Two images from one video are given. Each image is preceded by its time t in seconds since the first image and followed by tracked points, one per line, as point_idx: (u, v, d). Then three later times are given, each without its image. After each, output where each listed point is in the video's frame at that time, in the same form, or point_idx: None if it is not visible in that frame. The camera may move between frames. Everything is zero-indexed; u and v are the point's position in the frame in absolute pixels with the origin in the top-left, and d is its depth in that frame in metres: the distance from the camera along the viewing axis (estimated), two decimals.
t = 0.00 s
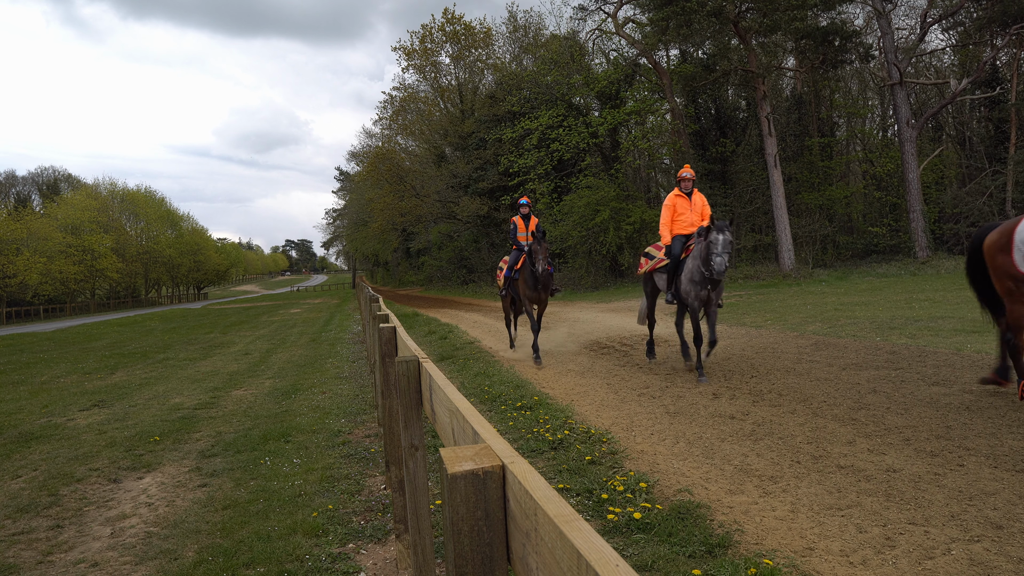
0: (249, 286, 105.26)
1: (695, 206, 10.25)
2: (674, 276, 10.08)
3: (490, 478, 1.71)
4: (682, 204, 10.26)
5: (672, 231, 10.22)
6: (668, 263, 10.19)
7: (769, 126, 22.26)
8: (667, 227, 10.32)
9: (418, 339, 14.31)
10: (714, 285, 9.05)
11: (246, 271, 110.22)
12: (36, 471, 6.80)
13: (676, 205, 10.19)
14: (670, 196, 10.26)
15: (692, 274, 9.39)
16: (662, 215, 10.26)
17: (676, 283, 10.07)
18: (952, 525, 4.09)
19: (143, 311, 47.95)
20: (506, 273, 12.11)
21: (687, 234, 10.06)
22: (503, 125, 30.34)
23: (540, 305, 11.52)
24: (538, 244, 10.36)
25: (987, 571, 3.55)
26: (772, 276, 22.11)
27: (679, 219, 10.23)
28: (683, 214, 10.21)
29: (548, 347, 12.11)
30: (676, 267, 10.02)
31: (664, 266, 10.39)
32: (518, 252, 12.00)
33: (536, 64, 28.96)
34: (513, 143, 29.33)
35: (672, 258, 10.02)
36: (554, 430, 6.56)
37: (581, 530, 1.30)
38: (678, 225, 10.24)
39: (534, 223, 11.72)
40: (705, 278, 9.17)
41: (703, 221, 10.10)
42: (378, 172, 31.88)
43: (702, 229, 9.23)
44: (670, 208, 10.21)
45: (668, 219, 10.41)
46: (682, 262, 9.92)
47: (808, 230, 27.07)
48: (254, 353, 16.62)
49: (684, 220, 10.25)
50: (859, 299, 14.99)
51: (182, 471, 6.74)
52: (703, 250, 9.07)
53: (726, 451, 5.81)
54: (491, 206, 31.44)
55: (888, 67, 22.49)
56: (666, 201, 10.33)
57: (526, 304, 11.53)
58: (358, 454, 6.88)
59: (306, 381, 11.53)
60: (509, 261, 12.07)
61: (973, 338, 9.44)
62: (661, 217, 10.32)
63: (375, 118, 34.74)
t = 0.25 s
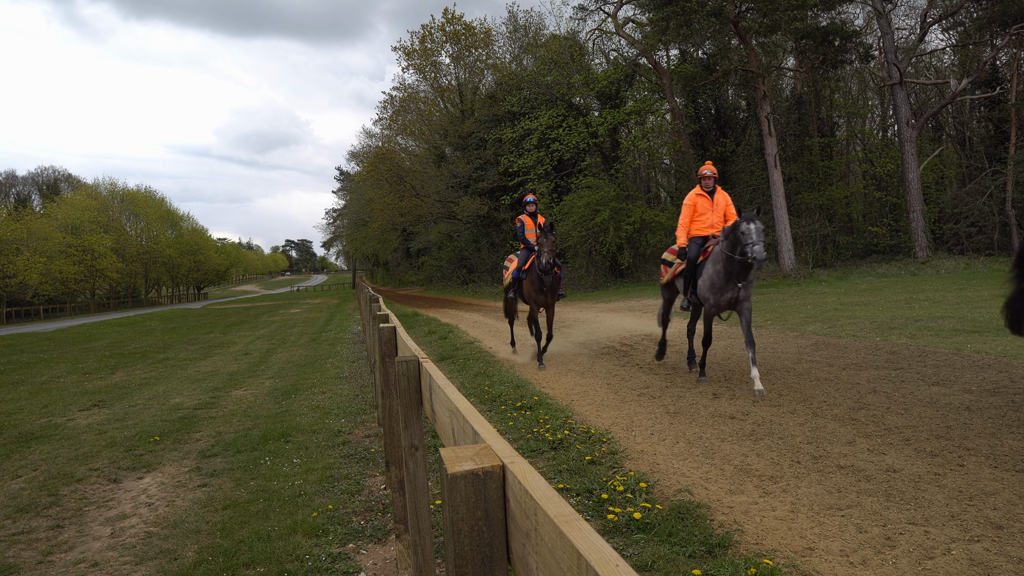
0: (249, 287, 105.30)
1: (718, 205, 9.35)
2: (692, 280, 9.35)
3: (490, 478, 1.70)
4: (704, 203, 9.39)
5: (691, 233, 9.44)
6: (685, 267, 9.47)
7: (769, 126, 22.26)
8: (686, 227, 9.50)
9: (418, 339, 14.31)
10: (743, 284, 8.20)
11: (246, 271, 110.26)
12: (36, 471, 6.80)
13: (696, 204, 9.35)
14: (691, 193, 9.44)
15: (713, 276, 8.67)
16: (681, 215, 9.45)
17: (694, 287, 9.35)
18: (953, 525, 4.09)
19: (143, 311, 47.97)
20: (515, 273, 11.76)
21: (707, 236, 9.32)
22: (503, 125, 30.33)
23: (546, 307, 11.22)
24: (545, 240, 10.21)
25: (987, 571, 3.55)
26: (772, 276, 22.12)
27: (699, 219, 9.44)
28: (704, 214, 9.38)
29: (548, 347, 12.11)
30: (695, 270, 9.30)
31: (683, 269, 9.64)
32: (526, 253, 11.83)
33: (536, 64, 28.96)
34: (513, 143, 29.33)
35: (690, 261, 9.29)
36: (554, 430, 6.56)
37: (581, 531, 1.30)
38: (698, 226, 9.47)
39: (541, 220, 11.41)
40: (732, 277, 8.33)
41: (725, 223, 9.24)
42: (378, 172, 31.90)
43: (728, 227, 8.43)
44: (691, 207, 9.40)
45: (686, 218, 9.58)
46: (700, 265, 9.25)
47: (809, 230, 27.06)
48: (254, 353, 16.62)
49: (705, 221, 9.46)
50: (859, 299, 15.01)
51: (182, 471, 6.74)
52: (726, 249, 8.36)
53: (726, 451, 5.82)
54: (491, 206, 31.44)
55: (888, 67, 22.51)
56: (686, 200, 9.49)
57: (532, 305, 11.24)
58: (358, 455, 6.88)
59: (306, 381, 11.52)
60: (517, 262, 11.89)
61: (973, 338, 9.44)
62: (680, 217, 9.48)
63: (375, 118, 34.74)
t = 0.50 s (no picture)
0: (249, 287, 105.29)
1: (740, 196, 8.91)
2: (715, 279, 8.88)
3: (490, 478, 1.70)
4: (724, 194, 8.96)
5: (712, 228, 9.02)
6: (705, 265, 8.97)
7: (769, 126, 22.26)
8: (706, 221, 9.10)
9: (418, 339, 14.31)
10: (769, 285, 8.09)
11: (246, 271, 110.30)
12: (36, 471, 6.80)
13: (717, 195, 8.92)
14: (710, 185, 9.02)
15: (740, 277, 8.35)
16: (701, 207, 9.06)
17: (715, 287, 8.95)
18: (952, 525, 4.09)
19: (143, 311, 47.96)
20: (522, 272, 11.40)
21: (729, 229, 8.86)
22: (503, 125, 30.31)
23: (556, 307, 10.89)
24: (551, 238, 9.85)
25: (987, 571, 3.55)
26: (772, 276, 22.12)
27: (721, 211, 9.00)
28: (725, 206, 8.94)
29: (548, 347, 12.10)
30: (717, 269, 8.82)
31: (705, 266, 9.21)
32: (533, 251, 11.49)
33: (536, 64, 28.95)
34: (513, 143, 29.32)
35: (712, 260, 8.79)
36: (554, 430, 6.56)
37: (581, 531, 1.30)
38: (718, 218, 9.03)
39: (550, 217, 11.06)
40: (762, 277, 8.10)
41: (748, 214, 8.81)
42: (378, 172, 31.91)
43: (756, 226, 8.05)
44: (711, 200, 9.01)
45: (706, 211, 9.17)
46: (722, 264, 8.75)
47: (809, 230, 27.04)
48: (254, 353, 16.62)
49: (726, 213, 8.99)
50: (859, 299, 15.01)
51: (182, 471, 6.74)
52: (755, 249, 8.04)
53: (726, 451, 5.82)
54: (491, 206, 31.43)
55: (888, 67, 22.51)
56: (706, 191, 9.07)
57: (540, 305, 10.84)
58: (358, 455, 6.87)
59: (306, 381, 11.51)
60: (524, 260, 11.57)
61: (973, 339, 9.44)
62: (699, 210, 9.11)
63: (375, 118, 34.73)
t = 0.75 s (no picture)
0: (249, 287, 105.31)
1: (761, 196, 8.43)
2: (734, 280, 8.32)
3: (490, 478, 1.70)
4: (746, 192, 8.41)
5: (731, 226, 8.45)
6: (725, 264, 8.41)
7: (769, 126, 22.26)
8: (724, 219, 8.53)
9: (418, 339, 14.30)
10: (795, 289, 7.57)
11: (246, 271, 110.32)
12: (36, 471, 6.80)
13: (740, 194, 8.36)
14: (732, 181, 8.42)
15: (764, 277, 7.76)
16: (721, 205, 8.44)
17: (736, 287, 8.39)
18: (952, 525, 4.09)
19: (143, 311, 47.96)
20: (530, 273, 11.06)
21: (750, 230, 8.36)
22: (503, 125, 30.29)
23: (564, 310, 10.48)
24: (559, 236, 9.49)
25: (987, 571, 3.55)
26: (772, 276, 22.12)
27: (739, 210, 8.47)
28: (746, 206, 8.43)
29: (548, 347, 12.09)
30: (738, 270, 8.25)
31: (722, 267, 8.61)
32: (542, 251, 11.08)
33: (536, 64, 28.93)
34: (513, 143, 29.32)
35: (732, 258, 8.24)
36: (554, 430, 6.56)
37: (581, 530, 1.30)
38: (738, 218, 8.49)
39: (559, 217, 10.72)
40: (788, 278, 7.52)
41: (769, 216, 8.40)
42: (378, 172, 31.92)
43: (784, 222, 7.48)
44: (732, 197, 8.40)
45: (724, 209, 8.59)
46: (743, 263, 8.19)
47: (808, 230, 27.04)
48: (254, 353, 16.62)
49: (745, 213, 8.49)
50: (859, 299, 15.00)
51: (182, 471, 6.75)
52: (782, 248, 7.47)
53: (725, 451, 5.82)
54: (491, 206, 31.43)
55: (888, 67, 22.51)
56: (726, 187, 8.45)
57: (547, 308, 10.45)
58: (358, 455, 6.87)
59: (306, 381, 11.49)
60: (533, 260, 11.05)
61: (973, 339, 9.44)
62: (718, 206, 8.50)
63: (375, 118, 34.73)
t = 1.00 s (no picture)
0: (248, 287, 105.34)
1: (789, 191, 7.93)
2: (763, 282, 7.82)
3: (490, 478, 1.70)
4: (773, 188, 7.92)
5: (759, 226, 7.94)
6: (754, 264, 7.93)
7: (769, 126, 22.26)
8: (752, 219, 8.00)
9: (418, 339, 14.29)
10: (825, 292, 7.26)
11: (246, 271, 110.35)
12: (36, 471, 6.80)
13: (766, 190, 7.86)
14: (756, 178, 7.94)
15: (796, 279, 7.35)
16: (748, 204, 7.91)
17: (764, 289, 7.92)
18: (952, 525, 4.09)
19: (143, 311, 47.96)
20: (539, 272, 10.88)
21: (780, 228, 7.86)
22: (503, 125, 30.27)
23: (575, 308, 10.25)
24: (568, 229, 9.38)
25: (987, 571, 3.55)
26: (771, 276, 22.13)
27: (768, 207, 7.94)
28: (775, 202, 7.91)
29: (549, 348, 12.08)
30: (769, 272, 7.74)
31: (749, 269, 8.11)
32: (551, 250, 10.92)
33: (536, 64, 28.92)
34: (513, 143, 29.32)
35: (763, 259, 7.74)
36: (554, 430, 6.56)
37: (581, 530, 1.30)
38: (767, 217, 7.96)
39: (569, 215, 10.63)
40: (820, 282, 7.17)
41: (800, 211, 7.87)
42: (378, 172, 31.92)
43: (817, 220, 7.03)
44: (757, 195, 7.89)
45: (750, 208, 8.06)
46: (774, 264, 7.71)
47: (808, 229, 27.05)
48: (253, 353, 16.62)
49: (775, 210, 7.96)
50: (859, 300, 15.00)
51: (182, 471, 6.75)
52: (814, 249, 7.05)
53: (725, 451, 5.82)
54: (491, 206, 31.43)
55: (888, 67, 22.50)
56: (751, 185, 7.94)
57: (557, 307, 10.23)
58: (358, 454, 6.88)
59: (306, 381, 11.49)
60: (540, 259, 11.00)
61: (973, 339, 9.44)
62: (744, 206, 7.96)
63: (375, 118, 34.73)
